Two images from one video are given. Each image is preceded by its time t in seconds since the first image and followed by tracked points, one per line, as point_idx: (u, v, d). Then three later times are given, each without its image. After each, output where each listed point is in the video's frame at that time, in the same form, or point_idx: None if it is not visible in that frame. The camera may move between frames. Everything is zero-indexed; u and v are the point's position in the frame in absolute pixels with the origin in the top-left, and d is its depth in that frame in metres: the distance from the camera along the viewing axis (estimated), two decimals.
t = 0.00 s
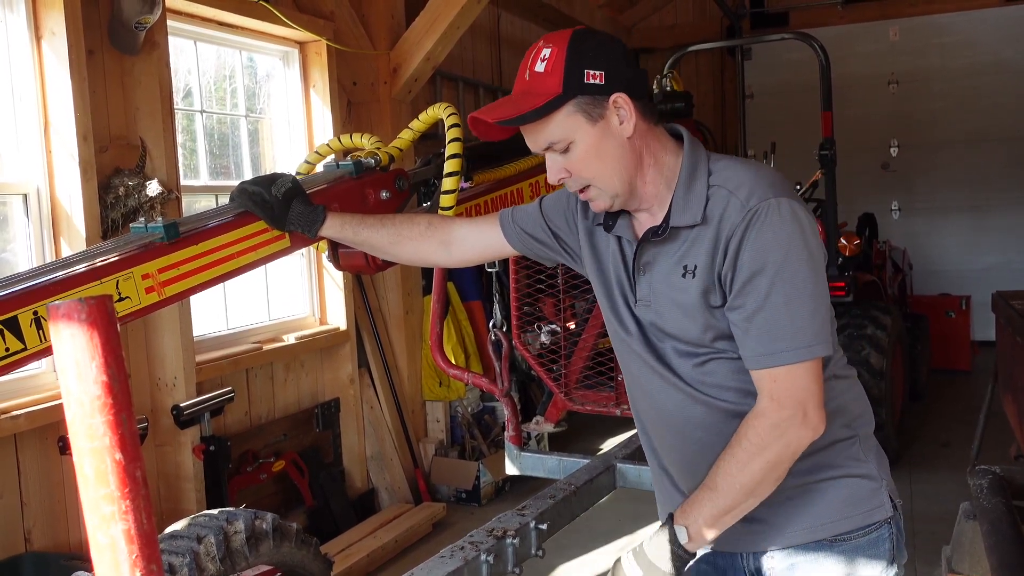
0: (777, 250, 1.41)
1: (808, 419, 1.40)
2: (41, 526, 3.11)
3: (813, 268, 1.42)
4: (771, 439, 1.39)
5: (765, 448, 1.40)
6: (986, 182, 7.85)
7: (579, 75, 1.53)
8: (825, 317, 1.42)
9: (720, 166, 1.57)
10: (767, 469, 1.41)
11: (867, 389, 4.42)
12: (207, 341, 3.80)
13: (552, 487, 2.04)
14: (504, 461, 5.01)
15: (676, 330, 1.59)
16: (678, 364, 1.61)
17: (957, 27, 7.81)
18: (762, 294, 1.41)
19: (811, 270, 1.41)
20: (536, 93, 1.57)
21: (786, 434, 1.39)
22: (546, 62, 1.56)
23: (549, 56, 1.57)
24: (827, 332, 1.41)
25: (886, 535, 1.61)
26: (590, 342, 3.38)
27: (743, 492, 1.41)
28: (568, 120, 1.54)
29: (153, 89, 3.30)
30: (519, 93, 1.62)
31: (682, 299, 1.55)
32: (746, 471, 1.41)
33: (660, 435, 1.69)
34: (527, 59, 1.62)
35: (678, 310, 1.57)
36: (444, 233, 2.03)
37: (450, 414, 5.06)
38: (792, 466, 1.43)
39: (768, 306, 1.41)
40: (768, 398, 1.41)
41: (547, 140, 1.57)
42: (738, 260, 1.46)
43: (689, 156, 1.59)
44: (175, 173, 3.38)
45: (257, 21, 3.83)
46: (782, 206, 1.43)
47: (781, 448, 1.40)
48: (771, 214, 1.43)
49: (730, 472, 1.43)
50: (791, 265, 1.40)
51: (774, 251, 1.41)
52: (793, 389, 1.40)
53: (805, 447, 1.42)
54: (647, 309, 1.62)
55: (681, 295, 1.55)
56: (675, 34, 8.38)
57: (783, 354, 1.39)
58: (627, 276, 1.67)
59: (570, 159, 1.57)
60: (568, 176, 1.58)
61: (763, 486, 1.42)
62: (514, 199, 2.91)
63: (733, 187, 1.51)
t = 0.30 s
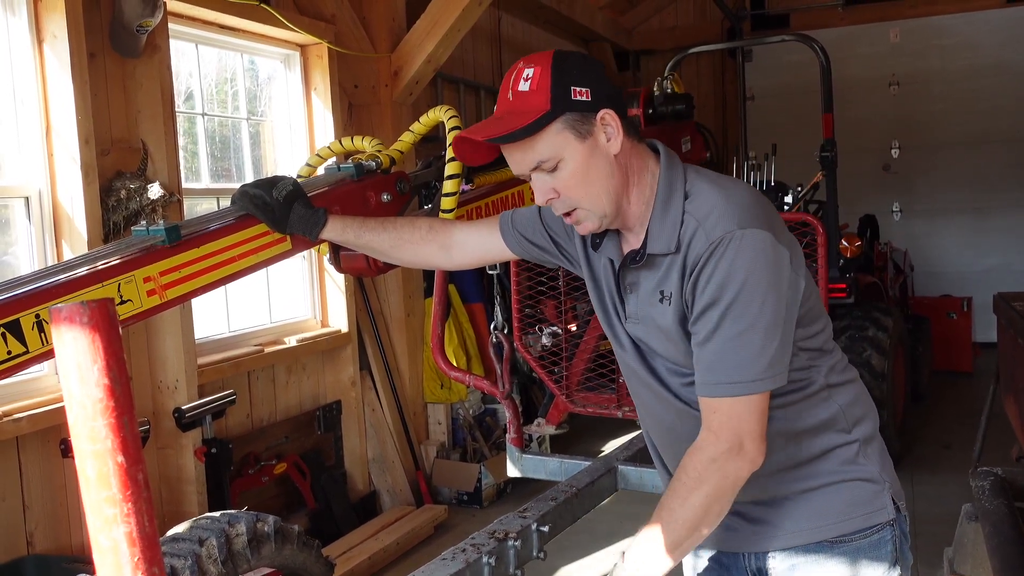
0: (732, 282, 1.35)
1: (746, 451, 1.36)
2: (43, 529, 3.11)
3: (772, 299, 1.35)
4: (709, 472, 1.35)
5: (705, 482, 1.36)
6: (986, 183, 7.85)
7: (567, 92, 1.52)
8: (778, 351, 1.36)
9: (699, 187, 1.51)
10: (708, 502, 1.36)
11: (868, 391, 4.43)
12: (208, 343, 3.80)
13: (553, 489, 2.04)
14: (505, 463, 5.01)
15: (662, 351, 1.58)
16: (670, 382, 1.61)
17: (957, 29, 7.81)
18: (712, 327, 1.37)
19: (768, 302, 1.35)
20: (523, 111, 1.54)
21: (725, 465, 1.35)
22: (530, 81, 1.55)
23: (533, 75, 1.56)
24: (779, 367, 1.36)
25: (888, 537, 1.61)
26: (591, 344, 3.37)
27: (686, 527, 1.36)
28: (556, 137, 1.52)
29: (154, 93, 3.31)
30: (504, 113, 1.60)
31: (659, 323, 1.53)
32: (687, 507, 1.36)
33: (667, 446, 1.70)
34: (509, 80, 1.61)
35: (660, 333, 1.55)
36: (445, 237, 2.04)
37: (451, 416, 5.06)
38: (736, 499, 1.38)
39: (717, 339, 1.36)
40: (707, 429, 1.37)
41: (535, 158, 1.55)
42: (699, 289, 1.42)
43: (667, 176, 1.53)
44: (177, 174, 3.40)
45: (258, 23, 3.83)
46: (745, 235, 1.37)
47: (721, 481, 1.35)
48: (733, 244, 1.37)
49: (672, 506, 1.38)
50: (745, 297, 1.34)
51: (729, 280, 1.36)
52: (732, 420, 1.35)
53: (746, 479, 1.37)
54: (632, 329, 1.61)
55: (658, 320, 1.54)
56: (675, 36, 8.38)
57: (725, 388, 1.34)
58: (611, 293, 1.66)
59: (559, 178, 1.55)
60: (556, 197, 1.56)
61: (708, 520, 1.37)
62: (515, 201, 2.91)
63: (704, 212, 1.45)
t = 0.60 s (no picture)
0: (707, 299, 1.33)
1: (719, 465, 1.37)
2: (46, 531, 3.11)
3: (748, 315, 1.33)
4: (687, 488, 1.37)
5: (682, 498, 1.37)
6: (988, 185, 7.84)
7: (586, 83, 1.57)
8: (755, 366, 1.35)
9: (683, 199, 1.47)
10: (686, 519, 1.38)
11: (872, 393, 4.42)
12: (211, 345, 3.81)
13: (556, 492, 2.04)
14: (508, 465, 5.00)
15: (653, 363, 1.57)
16: (666, 393, 1.60)
17: (959, 31, 7.81)
18: (688, 344, 1.36)
19: (743, 320, 1.33)
20: (546, 97, 1.54)
21: (699, 482, 1.36)
22: (545, 73, 1.55)
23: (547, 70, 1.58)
24: (757, 381, 1.35)
25: (893, 540, 1.61)
26: (593, 346, 3.37)
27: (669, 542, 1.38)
28: (581, 122, 1.55)
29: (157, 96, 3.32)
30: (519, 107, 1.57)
31: (647, 336, 1.52)
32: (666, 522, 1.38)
33: (669, 452, 1.71)
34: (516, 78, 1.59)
35: (649, 347, 1.54)
36: (447, 241, 2.04)
37: (454, 418, 5.06)
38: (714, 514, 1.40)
39: (694, 355, 1.35)
40: (681, 444, 1.38)
41: (560, 142, 1.55)
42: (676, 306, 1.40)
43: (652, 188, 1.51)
44: (179, 178, 3.42)
45: (260, 26, 3.83)
46: (719, 253, 1.34)
47: (697, 497, 1.37)
48: (709, 262, 1.34)
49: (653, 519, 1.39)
50: (718, 316, 1.33)
51: (702, 299, 1.34)
52: (705, 435, 1.36)
53: (723, 493, 1.38)
54: (625, 340, 1.60)
55: (645, 334, 1.52)
56: (678, 39, 8.39)
57: (703, 403, 1.34)
58: (603, 303, 1.63)
59: (582, 164, 1.55)
60: (576, 185, 1.56)
61: (691, 534, 1.39)
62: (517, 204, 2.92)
63: (684, 228, 1.41)
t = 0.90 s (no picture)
0: (714, 303, 1.33)
1: (726, 469, 1.36)
2: (49, 532, 3.12)
3: (756, 319, 1.33)
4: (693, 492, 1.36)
5: (687, 503, 1.37)
6: (992, 187, 7.83)
7: (597, 83, 1.55)
8: (762, 371, 1.34)
9: (689, 202, 1.47)
10: (691, 523, 1.38)
11: (874, 395, 4.41)
12: (214, 346, 3.81)
13: (558, 493, 2.04)
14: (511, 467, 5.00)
15: (657, 365, 1.56)
16: (669, 395, 1.59)
17: (963, 32, 7.80)
18: (695, 348, 1.36)
19: (750, 324, 1.32)
20: (556, 97, 1.51)
21: (705, 486, 1.36)
22: (555, 71, 1.53)
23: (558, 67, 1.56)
24: (764, 385, 1.35)
25: (896, 543, 1.61)
26: (595, 348, 3.37)
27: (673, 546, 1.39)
28: (590, 125, 1.53)
29: (160, 97, 3.32)
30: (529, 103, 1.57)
31: (651, 339, 1.51)
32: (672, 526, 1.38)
33: (673, 455, 1.71)
34: (527, 74, 1.58)
35: (654, 350, 1.53)
36: (449, 242, 2.04)
37: (457, 419, 5.07)
38: (719, 518, 1.40)
39: (701, 360, 1.35)
40: (689, 448, 1.38)
41: (569, 145, 1.53)
42: (683, 310, 1.40)
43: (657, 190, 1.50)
44: (182, 179, 3.40)
45: (263, 27, 3.83)
46: (727, 257, 1.33)
47: (700, 503, 1.37)
48: (716, 266, 1.34)
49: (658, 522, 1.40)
50: (726, 320, 1.33)
51: (710, 303, 1.34)
52: (711, 440, 1.35)
53: (728, 498, 1.38)
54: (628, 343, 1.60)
55: (650, 337, 1.52)
56: (680, 40, 8.39)
57: (709, 407, 1.34)
58: (606, 305, 1.63)
59: (590, 166, 1.54)
60: (584, 188, 1.55)
61: (694, 537, 1.39)
62: (519, 204, 2.92)
63: (690, 231, 1.41)
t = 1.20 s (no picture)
0: (714, 309, 1.33)
1: (727, 475, 1.36)
2: (51, 532, 3.12)
3: (755, 326, 1.33)
4: (693, 497, 1.36)
5: (687, 508, 1.37)
6: (994, 187, 7.82)
7: (572, 120, 1.46)
8: (760, 376, 1.35)
9: (689, 206, 1.46)
10: (691, 527, 1.38)
11: (877, 396, 4.40)
12: (216, 347, 3.82)
13: (560, 493, 2.04)
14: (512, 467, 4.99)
15: (656, 368, 1.56)
16: (668, 397, 1.59)
17: (965, 33, 7.79)
18: (695, 354, 1.35)
19: (749, 331, 1.32)
20: (526, 138, 1.49)
21: (706, 491, 1.36)
22: (535, 103, 1.50)
23: (538, 97, 1.51)
24: (763, 391, 1.35)
25: (896, 545, 1.61)
26: (596, 348, 3.36)
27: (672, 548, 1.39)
28: (558, 167, 1.47)
29: (161, 97, 3.32)
30: (506, 134, 1.55)
31: (650, 343, 1.51)
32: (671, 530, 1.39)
33: (674, 458, 1.70)
34: (514, 97, 1.56)
35: (653, 353, 1.53)
36: (450, 242, 2.04)
37: (458, 420, 5.07)
38: (719, 522, 1.40)
39: (700, 366, 1.35)
40: (689, 454, 1.37)
41: (536, 187, 1.49)
42: (682, 316, 1.40)
43: (656, 194, 1.49)
44: (184, 179, 3.40)
45: (264, 27, 3.83)
46: (726, 263, 1.33)
47: (701, 508, 1.37)
48: (716, 272, 1.33)
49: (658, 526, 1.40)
50: (725, 327, 1.32)
51: (709, 310, 1.33)
52: (712, 446, 1.35)
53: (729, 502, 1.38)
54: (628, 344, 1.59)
55: (650, 340, 1.51)
56: (682, 40, 8.40)
57: (709, 414, 1.34)
58: (607, 307, 1.63)
59: (558, 205, 1.50)
60: (554, 220, 1.52)
61: (694, 541, 1.39)
62: (520, 204, 2.91)
63: (689, 236, 1.40)
